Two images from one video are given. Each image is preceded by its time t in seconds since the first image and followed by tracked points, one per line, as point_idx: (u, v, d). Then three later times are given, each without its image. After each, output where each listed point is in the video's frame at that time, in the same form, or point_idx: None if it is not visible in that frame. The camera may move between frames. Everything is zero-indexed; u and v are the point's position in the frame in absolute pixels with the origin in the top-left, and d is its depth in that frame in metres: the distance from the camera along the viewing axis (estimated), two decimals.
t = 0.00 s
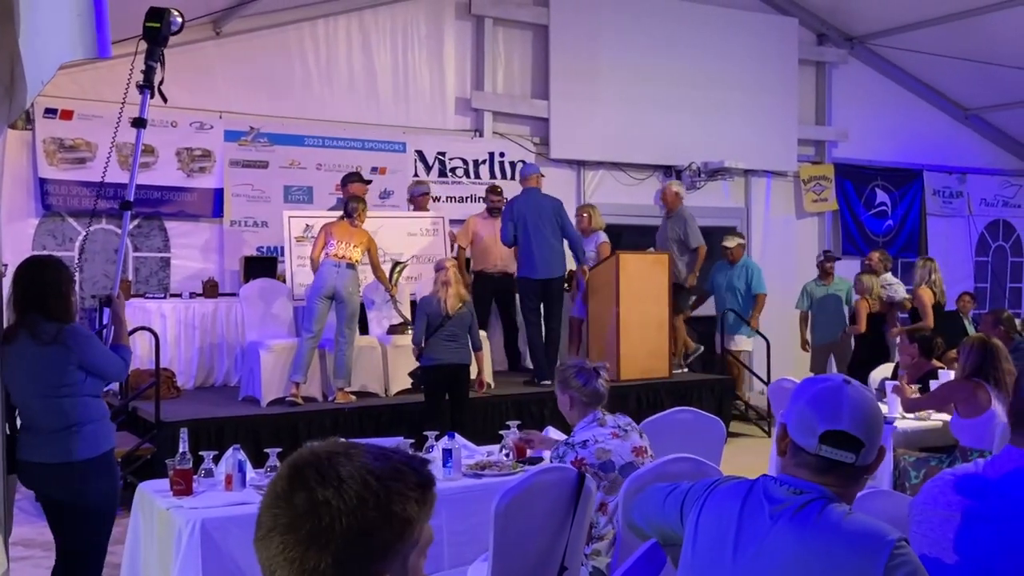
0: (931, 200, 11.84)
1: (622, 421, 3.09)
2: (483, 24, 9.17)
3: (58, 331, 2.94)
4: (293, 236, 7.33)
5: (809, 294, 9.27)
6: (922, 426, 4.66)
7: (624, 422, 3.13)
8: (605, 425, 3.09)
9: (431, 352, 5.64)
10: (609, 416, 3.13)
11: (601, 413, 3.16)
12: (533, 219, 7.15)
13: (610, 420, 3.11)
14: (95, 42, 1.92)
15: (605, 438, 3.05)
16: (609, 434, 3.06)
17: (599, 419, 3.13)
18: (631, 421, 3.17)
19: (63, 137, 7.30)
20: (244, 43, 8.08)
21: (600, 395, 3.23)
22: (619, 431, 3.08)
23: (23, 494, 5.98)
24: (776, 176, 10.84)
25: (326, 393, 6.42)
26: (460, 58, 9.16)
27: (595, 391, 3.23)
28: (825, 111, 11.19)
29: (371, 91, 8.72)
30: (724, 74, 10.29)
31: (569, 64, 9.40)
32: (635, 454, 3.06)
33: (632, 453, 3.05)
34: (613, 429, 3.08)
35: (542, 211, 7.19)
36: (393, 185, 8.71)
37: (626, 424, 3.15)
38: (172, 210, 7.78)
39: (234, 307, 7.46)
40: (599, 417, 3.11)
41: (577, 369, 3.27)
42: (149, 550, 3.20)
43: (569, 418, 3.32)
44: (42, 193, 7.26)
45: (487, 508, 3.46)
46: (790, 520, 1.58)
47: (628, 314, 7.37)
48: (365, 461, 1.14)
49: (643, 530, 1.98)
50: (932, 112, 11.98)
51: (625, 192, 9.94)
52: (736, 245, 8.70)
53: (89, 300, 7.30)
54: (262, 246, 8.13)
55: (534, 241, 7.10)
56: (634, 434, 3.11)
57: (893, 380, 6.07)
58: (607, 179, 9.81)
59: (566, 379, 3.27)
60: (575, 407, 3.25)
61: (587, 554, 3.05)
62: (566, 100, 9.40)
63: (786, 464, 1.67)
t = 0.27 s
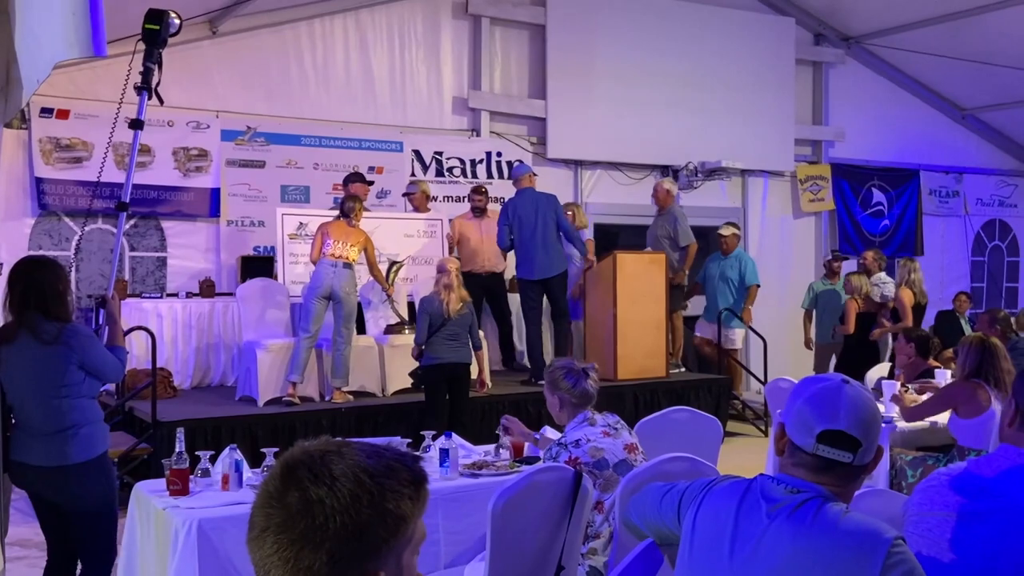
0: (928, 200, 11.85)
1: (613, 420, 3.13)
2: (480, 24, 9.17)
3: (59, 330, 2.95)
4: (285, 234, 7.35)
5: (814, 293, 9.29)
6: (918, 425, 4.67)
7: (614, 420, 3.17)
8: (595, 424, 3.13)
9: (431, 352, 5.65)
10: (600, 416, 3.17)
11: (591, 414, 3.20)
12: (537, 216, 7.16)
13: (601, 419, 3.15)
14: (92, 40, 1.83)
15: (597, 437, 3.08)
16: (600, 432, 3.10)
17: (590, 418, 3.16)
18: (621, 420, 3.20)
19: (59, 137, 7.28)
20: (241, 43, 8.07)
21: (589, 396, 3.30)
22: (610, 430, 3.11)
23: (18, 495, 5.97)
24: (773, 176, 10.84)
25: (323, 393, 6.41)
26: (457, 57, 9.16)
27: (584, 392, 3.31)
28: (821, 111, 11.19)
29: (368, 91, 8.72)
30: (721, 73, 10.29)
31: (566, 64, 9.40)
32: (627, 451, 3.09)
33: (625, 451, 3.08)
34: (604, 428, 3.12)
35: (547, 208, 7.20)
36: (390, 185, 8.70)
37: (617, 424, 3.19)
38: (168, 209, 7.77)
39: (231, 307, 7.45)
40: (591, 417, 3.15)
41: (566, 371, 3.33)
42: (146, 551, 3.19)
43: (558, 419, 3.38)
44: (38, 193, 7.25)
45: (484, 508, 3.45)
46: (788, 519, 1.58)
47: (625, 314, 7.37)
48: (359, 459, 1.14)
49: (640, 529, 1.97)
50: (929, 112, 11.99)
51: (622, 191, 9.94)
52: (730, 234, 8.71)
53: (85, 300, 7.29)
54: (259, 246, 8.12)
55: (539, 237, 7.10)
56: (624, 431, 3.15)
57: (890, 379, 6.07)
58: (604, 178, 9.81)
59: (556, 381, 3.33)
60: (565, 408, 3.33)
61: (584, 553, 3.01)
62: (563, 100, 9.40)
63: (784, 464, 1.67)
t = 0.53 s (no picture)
0: (925, 199, 11.88)
1: (605, 420, 3.13)
2: (478, 24, 9.17)
3: (63, 330, 2.94)
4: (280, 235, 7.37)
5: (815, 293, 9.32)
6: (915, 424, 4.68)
7: (606, 420, 3.18)
8: (588, 424, 3.14)
9: (429, 352, 5.65)
10: (591, 416, 3.17)
11: (583, 414, 3.20)
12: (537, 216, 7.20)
13: (593, 419, 3.15)
14: (88, 39, 1.78)
15: (590, 437, 3.08)
16: (593, 432, 3.10)
17: (582, 419, 3.16)
18: (612, 419, 3.21)
19: (55, 136, 7.27)
20: (238, 43, 8.06)
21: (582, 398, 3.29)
22: (602, 430, 3.12)
23: (15, 495, 5.96)
24: (770, 176, 10.85)
25: (320, 393, 6.41)
26: (454, 57, 9.15)
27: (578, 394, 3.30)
28: (818, 111, 11.21)
29: (365, 91, 8.71)
30: (717, 73, 10.30)
31: (563, 64, 9.41)
32: (621, 451, 3.09)
33: (618, 450, 3.09)
34: (597, 428, 3.12)
35: (548, 208, 7.24)
36: (387, 185, 8.70)
37: (609, 424, 3.19)
38: (165, 209, 7.76)
39: (228, 307, 7.44)
40: (582, 417, 3.15)
41: (558, 372, 3.34)
42: (142, 550, 3.19)
43: (551, 420, 3.38)
44: (35, 193, 7.24)
45: (481, 507, 3.46)
46: (784, 519, 1.58)
47: (622, 313, 7.38)
48: (360, 458, 1.14)
49: (636, 528, 1.97)
50: (925, 112, 12.02)
51: (619, 192, 9.94)
52: (714, 233, 8.75)
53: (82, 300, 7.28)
54: (255, 246, 8.11)
55: (539, 238, 7.14)
56: (617, 431, 3.15)
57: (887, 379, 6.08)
58: (601, 178, 9.81)
59: (549, 382, 3.33)
60: (558, 408, 3.32)
61: (580, 553, 3.01)
62: (560, 100, 9.40)
63: (782, 463, 1.68)
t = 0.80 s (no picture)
0: (921, 199, 11.90)
1: (599, 421, 3.13)
2: (475, 23, 9.17)
3: (60, 329, 2.94)
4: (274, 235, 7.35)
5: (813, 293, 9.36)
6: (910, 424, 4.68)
7: (600, 420, 3.17)
8: (582, 425, 3.13)
9: (428, 351, 5.65)
10: (586, 417, 3.16)
11: (578, 415, 3.19)
12: (548, 216, 7.20)
13: (588, 421, 3.14)
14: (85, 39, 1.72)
15: (584, 437, 3.09)
16: (587, 433, 3.10)
17: (577, 420, 3.15)
18: (607, 419, 3.20)
19: (52, 136, 7.27)
20: (235, 43, 8.06)
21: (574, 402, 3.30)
22: (596, 431, 3.11)
23: (11, 495, 5.95)
24: (767, 176, 10.85)
25: (317, 392, 6.41)
26: (451, 57, 9.15)
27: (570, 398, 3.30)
28: (816, 110, 11.22)
29: (362, 90, 8.71)
30: (715, 73, 10.30)
31: (561, 64, 9.41)
32: (615, 451, 3.09)
33: (612, 450, 3.09)
34: (591, 429, 3.11)
35: (559, 208, 7.25)
36: (385, 184, 8.70)
37: (603, 424, 3.18)
38: (162, 209, 7.76)
39: (225, 307, 7.44)
40: (576, 419, 3.14)
41: (552, 374, 3.35)
42: (139, 550, 3.18)
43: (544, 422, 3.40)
44: (32, 193, 7.23)
45: (478, 507, 3.46)
46: (782, 518, 1.58)
47: (619, 313, 7.37)
48: (384, 466, 1.16)
49: (633, 528, 1.97)
50: (922, 112, 12.03)
51: (617, 191, 9.95)
52: (692, 232, 8.64)
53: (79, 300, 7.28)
54: (253, 246, 8.11)
55: (548, 237, 7.15)
56: (611, 431, 3.15)
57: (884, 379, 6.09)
58: (598, 178, 9.81)
59: (542, 384, 3.34)
60: (550, 410, 3.34)
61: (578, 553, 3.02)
62: (557, 100, 9.41)
63: (779, 463, 1.68)
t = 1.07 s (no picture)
0: (919, 199, 11.90)
1: (590, 421, 3.14)
2: (473, 23, 9.16)
3: (60, 329, 2.94)
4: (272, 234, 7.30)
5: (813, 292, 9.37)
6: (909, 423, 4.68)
7: (591, 420, 3.18)
8: (573, 426, 3.14)
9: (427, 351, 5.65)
10: (578, 417, 3.17)
11: (569, 415, 3.20)
12: (559, 216, 7.20)
13: (580, 421, 3.15)
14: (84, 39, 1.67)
15: (576, 438, 3.10)
16: (579, 433, 3.11)
17: (568, 420, 3.16)
18: (597, 419, 3.22)
19: (50, 136, 7.26)
20: (233, 42, 8.05)
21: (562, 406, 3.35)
22: (588, 431, 3.13)
23: (8, 496, 5.94)
24: (765, 176, 10.85)
25: (315, 392, 6.40)
26: (449, 56, 9.15)
27: (557, 402, 3.36)
28: (814, 110, 11.22)
29: (360, 90, 8.70)
30: (712, 73, 10.31)
31: (559, 63, 9.41)
32: (606, 450, 3.11)
33: (604, 450, 3.11)
34: (582, 429, 3.13)
35: (570, 209, 7.24)
36: (383, 184, 8.70)
37: (595, 424, 3.20)
38: (160, 209, 7.75)
39: (223, 306, 7.43)
40: (568, 419, 3.15)
41: (542, 377, 3.39)
42: (137, 550, 3.18)
43: (533, 424, 3.44)
44: (30, 193, 7.23)
45: (476, 507, 3.45)
46: (779, 518, 1.58)
47: (617, 312, 7.37)
48: (376, 462, 1.16)
49: (631, 528, 1.98)
50: (920, 111, 12.04)
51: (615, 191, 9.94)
52: (679, 219, 8.57)
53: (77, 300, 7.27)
54: (251, 246, 8.10)
55: (557, 238, 7.14)
56: (602, 431, 3.17)
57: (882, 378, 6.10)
58: (596, 178, 9.80)
59: (532, 386, 3.39)
60: (539, 413, 3.39)
61: (575, 553, 3.05)
62: (555, 100, 9.41)
63: (776, 464, 1.68)
